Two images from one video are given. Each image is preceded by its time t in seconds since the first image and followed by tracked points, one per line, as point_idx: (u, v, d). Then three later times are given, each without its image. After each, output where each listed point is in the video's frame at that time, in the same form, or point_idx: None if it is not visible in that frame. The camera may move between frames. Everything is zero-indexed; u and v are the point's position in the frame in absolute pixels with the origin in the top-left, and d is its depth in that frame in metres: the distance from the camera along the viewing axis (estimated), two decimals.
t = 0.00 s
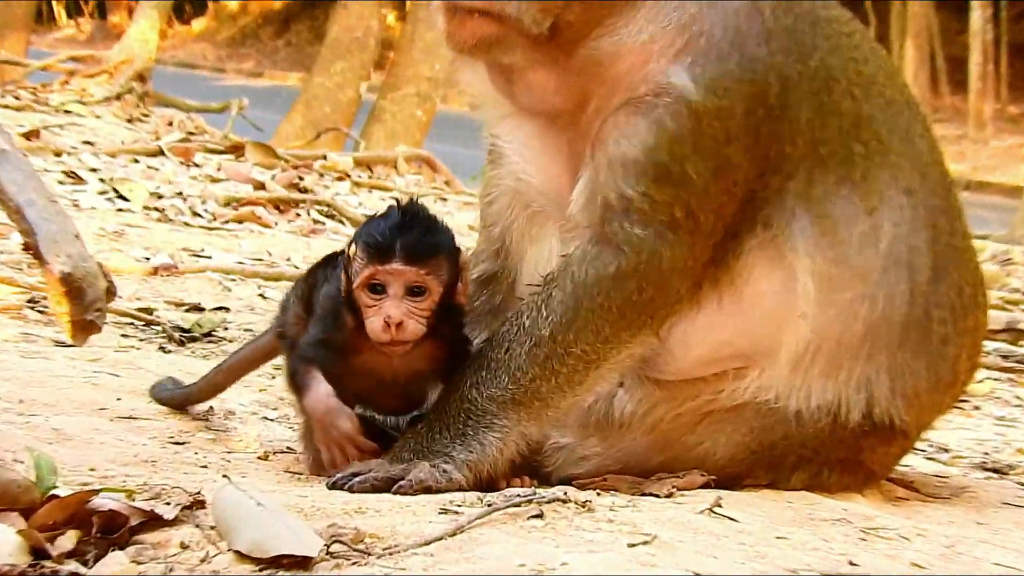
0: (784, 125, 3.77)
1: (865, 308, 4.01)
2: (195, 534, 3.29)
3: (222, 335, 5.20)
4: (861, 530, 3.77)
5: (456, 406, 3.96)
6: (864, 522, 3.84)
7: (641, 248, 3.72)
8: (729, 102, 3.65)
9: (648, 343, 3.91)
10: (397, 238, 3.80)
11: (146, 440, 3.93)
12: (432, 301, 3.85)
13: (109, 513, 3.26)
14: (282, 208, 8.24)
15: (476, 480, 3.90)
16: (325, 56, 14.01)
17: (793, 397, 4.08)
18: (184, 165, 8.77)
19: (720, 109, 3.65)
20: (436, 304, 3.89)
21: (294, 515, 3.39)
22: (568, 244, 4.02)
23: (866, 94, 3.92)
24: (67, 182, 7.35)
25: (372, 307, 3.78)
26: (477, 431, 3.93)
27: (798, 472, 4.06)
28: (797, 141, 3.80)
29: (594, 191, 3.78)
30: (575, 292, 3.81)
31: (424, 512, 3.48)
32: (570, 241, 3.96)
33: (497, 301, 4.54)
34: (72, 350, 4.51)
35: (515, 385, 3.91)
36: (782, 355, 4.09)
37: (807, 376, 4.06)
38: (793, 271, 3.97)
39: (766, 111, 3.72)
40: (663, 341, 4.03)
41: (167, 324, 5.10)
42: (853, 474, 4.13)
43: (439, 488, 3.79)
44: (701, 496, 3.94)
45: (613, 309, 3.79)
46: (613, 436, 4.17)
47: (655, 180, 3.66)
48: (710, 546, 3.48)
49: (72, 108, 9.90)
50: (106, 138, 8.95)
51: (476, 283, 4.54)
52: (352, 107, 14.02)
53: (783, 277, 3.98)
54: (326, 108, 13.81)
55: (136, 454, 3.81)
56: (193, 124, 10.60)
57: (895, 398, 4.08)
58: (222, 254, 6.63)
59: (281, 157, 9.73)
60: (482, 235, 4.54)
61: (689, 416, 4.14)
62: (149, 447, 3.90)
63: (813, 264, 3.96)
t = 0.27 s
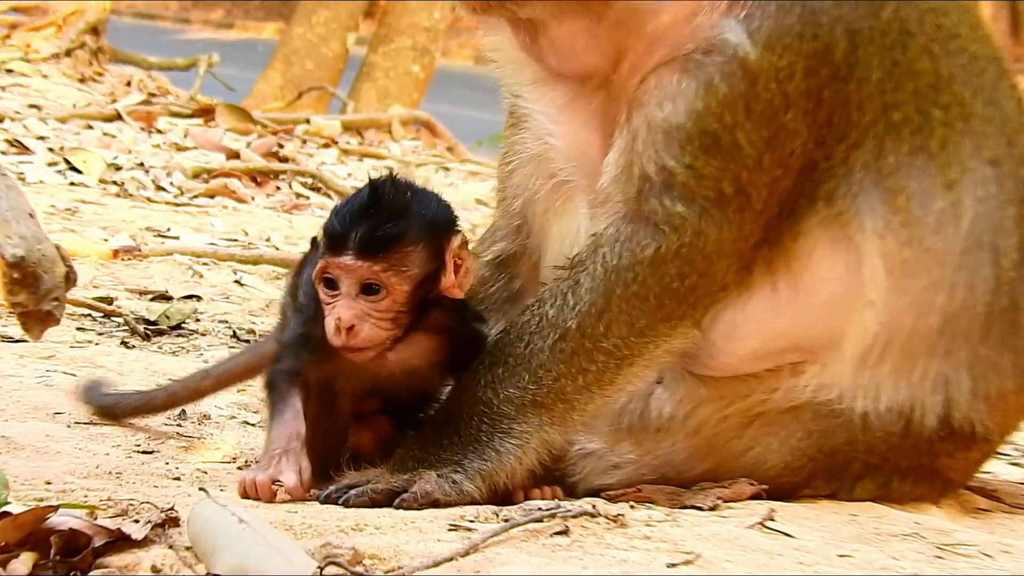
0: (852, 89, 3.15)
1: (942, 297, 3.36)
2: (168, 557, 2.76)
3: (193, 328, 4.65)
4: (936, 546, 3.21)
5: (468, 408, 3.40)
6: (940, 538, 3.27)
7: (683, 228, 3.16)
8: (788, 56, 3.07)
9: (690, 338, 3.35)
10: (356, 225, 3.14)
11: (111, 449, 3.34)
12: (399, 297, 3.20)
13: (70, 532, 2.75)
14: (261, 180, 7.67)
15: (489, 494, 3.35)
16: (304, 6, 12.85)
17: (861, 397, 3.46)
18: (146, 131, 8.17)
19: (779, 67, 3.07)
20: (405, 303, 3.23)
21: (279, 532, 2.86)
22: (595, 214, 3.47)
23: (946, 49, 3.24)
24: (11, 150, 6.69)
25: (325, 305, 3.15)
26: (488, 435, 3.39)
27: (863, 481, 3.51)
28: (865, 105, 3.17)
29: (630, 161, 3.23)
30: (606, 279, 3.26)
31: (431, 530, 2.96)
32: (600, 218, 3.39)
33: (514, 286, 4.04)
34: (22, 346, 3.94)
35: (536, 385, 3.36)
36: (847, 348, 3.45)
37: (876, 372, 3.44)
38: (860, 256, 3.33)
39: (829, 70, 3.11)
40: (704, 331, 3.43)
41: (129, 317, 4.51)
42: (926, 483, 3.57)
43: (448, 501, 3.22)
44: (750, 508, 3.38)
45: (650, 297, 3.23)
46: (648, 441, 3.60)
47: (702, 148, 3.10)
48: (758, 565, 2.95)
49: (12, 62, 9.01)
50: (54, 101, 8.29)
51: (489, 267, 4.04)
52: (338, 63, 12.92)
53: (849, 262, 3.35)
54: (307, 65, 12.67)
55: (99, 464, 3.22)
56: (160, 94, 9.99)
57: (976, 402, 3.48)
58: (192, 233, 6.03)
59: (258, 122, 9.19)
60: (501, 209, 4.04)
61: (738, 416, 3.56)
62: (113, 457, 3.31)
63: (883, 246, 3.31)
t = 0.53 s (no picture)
0: (897, 35, 2.87)
1: (1001, 275, 3.06)
2: (153, 559, 2.49)
3: (179, 312, 4.36)
4: (993, 555, 2.91)
5: (480, 398, 3.10)
6: (996, 545, 2.98)
7: (710, 190, 2.88)
8: None
9: (723, 316, 3.06)
10: (347, 212, 2.88)
11: (91, 444, 3.05)
12: (391, 295, 2.93)
13: (48, 532, 2.51)
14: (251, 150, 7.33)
15: (504, 493, 3.04)
16: None
17: (911, 389, 3.19)
18: (127, 97, 7.84)
19: (810, 9, 2.81)
20: (402, 301, 2.96)
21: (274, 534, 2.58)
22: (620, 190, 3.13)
23: None
24: None
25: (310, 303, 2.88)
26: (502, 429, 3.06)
27: (913, 484, 3.25)
28: (914, 57, 2.89)
29: (649, 122, 2.95)
30: (626, 251, 2.98)
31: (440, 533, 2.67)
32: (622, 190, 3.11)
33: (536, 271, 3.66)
34: None
35: (553, 370, 3.05)
36: (898, 335, 3.17)
37: (929, 363, 3.17)
38: (910, 227, 3.04)
39: (873, 13, 2.85)
40: (740, 310, 3.14)
41: (110, 299, 4.24)
42: (984, 486, 3.31)
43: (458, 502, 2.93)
44: (790, 511, 3.08)
45: (675, 271, 2.95)
46: (679, 438, 3.37)
47: (728, 102, 2.83)
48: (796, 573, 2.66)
49: None
50: (23, 62, 7.94)
51: (511, 250, 3.68)
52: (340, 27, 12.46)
53: (898, 236, 3.06)
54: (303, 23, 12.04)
55: (78, 459, 2.93)
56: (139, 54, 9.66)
57: None
58: (176, 208, 5.72)
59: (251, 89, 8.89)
60: (524, 189, 3.71)
61: (778, 411, 3.29)
62: (93, 451, 3.02)
63: (936, 216, 3.01)
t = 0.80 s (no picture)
0: (933, 10, 2.89)
1: None
2: (201, 549, 2.44)
3: (223, 300, 4.35)
4: None
5: (526, 386, 3.06)
6: None
7: (752, 170, 2.85)
8: None
9: (769, 299, 3.01)
10: (452, 187, 2.82)
11: (138, 432, 3.02)
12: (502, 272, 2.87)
13: (97, 521, 2.44)
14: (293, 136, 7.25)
15: (551, 481, 2.99)
16: None
17: (957, 371, 3.15)
18: (168, 85, 7.84)
19: None
20: (507, 277, 2.90)
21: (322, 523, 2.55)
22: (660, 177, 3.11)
23: None
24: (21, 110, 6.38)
25: (420, 281, 2.81)
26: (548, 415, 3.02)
27: (962, 468, 3.22)
28: (953, 33, 2.90)
29: (689, 104, 2.90)
30: (669, 233, 2.93)
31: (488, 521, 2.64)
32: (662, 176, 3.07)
33: (579, 258, 3.60)
34: (36, 320, 3.65)
35: (597, 355, 2.99)
36: (942, 317, 3.13)
37: (973, 345, 3.14)
38: (950, 206, 3.02)
39: None
40: (786, 292, 3.09)
41: (153, 287, 4.24)
42: None
43: (503, 490, 2.89)
44: (838, 498, 3.06)
45: (719, 252, 2.91)
46: (725, 423, 3.30)
47: (768, 81, 2.82)
48: (846, 562, 2.62)
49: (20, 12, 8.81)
50: (65, 52, 7.97)
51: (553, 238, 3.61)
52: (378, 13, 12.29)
53: (939, 214, 3.04)
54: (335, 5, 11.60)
55: (124, 447, 2.91)
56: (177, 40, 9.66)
57: None
58: (217, 196, 5.70)
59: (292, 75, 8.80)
60: (563, 177, 3.65)
61: (823, 396, 3.24)
62: (140, 441, 3.00)
63: (977, 194, 3.00)
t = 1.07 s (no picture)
0: None
1: None
2: (245, 540, 2.35)
3: (265, 290, 4.37)
4: None
5: (570, 376, 3.07)
6: None
7: (797, 161, 2.85)
8: None
9: (814, 289, 3.02)
10: (517, 173, 2.83)
11: (182, 424, 3.03)
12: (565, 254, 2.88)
13: (141, 514, 2.35)
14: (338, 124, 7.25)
15: (596, 470, 3.03)
16: None
17: (1001, 360, 3.13)
18: (209, 73, 7.85)
19: None
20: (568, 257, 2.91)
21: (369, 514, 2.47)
22: (706, 167, 3.14)
23: None
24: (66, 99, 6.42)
25: (492, 269, 2.82)
26: (593, 404, 3.05)
27: (1007, 457, 3.22)
28: (997, 20, 2.89)
29: (734, 96, 2.93)
30: (714, 225, 2.94)
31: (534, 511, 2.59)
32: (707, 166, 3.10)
33: (622, 247, 3.63)
34: (80, 311, 3.69)
35: (642, 346, 3.02)
36: (989, 306, 3.08)
37: (1019, 334, 3.11)
38: (997, 194, 2.98)
39: None
40: (831, 282, 3.05)
41: (196, 277, 4.26)
42: None
43: (550, 482, 2.91)
44: (883, 488, 3.05)
45: (763, 243, 2.92)
46: (770, 414, 3.33)
47: (813, 72, 2.80)
48: (892, 551, 2.59)
49: (62, 2, 8.84)
50: (107, 40, 8.00)
51: (595, 228, 3.63)
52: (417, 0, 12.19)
53: (987, 202, 2.99)
54: None
55: (169, 440, 2.89)
56: (216, 26, 9.66)
57: None
58: (260, 185, 5.72)
59: (335, 63, 8.83)
60: (605, 168, 3.67)
61: (868, 385, 3.24)
62: (183, 432, 2.99)
63: None
